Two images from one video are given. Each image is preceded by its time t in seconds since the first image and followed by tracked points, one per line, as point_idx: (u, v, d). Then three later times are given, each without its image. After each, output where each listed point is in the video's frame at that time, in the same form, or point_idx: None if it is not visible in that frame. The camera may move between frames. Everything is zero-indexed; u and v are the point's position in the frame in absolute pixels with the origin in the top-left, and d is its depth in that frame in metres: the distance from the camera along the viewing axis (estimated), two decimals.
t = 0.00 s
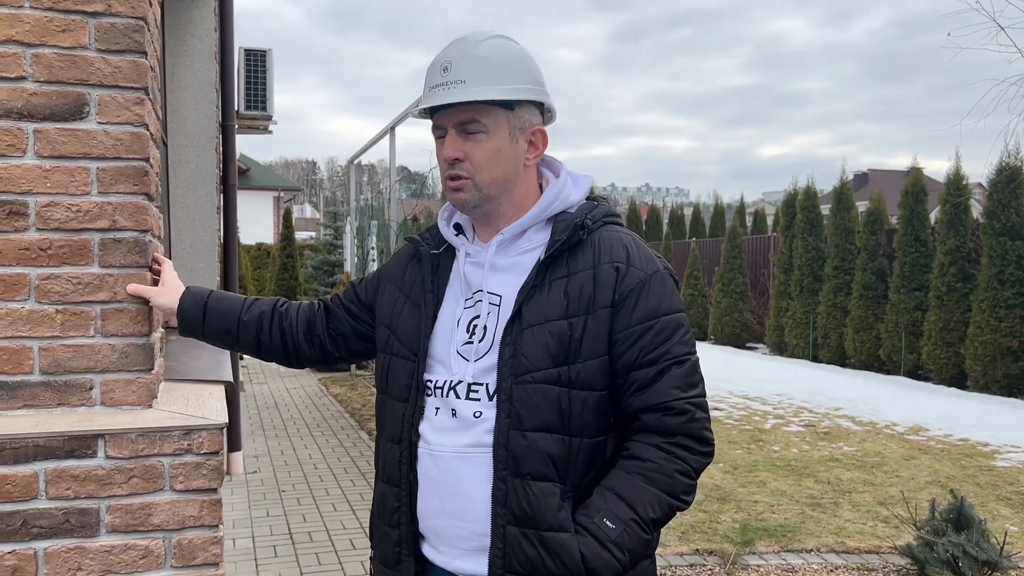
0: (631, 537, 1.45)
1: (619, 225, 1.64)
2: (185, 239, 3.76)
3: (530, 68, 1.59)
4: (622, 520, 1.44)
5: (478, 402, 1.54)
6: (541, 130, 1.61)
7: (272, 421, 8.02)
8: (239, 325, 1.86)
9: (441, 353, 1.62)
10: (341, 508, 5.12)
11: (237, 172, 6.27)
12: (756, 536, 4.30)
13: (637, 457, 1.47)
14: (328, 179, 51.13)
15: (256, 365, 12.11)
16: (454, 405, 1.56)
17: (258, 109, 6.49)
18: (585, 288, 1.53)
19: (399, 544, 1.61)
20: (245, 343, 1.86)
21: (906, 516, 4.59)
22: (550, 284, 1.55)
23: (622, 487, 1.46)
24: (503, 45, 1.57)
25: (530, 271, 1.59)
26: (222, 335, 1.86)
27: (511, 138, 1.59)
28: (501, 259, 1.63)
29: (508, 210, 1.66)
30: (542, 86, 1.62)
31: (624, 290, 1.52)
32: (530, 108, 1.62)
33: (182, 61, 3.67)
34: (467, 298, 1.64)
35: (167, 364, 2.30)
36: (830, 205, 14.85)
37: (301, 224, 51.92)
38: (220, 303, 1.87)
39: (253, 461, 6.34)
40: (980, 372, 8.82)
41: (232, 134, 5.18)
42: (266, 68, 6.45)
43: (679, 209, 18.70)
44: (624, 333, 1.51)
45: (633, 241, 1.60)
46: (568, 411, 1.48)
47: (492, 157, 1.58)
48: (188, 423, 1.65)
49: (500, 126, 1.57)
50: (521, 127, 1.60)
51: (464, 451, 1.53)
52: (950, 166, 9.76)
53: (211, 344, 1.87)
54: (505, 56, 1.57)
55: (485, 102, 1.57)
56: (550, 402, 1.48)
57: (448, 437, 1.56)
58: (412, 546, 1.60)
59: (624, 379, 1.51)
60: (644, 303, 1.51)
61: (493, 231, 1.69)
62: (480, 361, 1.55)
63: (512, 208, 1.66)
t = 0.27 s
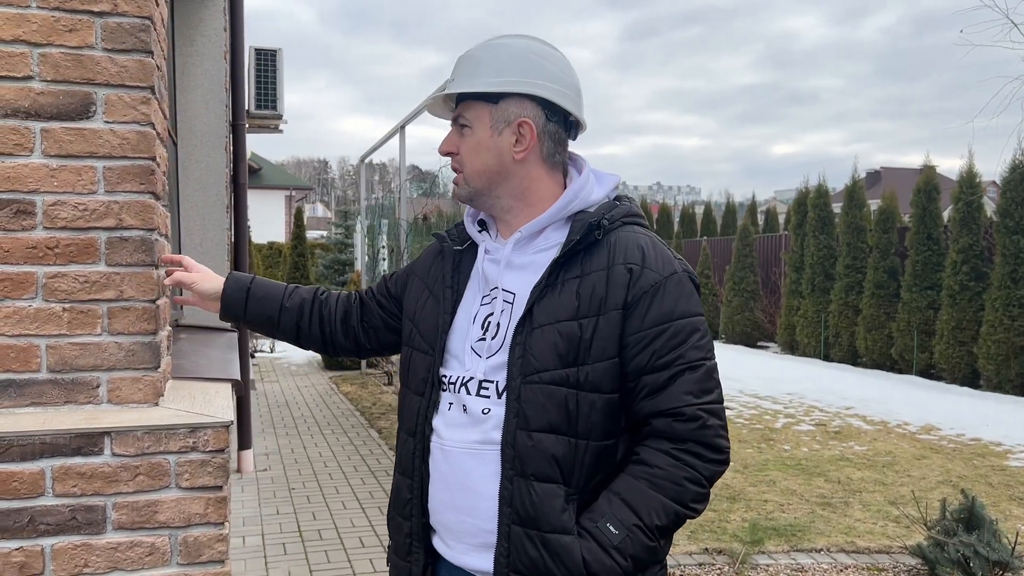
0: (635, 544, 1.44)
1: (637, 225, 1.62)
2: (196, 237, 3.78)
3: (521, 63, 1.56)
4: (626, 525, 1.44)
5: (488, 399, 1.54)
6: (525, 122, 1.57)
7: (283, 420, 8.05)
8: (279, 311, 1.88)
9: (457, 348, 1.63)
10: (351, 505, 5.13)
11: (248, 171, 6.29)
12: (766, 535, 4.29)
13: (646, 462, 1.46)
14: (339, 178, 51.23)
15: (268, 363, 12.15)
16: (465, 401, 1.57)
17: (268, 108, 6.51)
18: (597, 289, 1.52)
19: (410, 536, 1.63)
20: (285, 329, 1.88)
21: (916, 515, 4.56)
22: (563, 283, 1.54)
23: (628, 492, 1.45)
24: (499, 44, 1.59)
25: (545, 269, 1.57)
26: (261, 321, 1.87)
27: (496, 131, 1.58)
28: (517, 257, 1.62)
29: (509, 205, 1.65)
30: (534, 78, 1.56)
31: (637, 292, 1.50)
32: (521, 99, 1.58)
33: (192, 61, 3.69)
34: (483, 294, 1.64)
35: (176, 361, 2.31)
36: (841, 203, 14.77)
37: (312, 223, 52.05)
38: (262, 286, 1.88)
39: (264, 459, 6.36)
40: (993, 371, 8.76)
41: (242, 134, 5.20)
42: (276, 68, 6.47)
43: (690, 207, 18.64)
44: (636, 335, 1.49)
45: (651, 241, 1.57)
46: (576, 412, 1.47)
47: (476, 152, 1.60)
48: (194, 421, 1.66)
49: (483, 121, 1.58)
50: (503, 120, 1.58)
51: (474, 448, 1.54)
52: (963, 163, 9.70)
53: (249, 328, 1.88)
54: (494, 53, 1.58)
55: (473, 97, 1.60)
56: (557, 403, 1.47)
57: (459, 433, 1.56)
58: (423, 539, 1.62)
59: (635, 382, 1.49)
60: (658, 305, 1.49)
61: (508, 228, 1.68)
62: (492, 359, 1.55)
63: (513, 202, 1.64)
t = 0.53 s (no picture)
0: (635, 546, 1.39)
1: (651, 222, 1.57)
2: (199, 237, 3.79)
3: (539, 57, 1.56)
4: (626, 526, 1.40)
5: (495, 400, 1.55)
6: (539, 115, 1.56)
7: (288, 418, 8.06)
8: (342, 355, 1.93)
9: (470, 349, 1.65)
10: (354, 504, 5.14)
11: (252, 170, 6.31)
12: (769, 535, 4.28)
13: (650, 465, 1.41)
14: (344, 177, 51.26)
15: (273, 362, 12.16)
16: (473, 401, 1.59)
17: (272, 108, 6.52)
18: (604, 288, 1.49)
19: (429, 537, 1.67)
20: (349, 372, 1.93)
21: (920, 515, 4.55)
22: (570, 283, 1.52)
23: (630, 493, 1.41)
24: (518, 39, 1.60)
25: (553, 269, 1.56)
26: (326, 366, 1.92)
27: (512, 124, 1.58)
28: (528, 257, 1.61)
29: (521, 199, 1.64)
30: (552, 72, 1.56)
31: (643, 291, 1.46)
32: (539, 93, 1.57)
33: (195, 60, 3.69)
34: (496, 294, 1.65)
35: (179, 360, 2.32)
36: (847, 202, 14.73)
37: (318, 221, 52.10)
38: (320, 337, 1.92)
39: (268, 457, 6.37)
40: (999, 370, 8.73)
41: (247, 133, 5.21)
42: (280, 67, 6.48)
43: (696, 206, 18.60)
44: (642, 335, 1.44)
45: (661, 240, 1.52)
46: (579, 412, 1.45)
47: (491, 144, 1.60)
48: (193, 420, 1.66)
49: (499, 113, 1.58)
50: (520, 113, 1.58)
51: (480, 448, 1.56)
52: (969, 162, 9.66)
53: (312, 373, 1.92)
54: (514, 47, 1.58)
55: (490, 90, 1.60)
56: (560, 404, 1.46)
57: (469, 434, 1.58)
58: (440, 540, 1.65)
59: (641, 383, 1.45)
60: (665, 304, 1.44)
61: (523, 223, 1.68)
62: (499, 360, 1.56)
63: (528, 197, 1.64)
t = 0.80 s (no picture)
0: (654, 547, 1.28)
1: (672, 220, 1.45)
2: (197, 234, 3.78)
3: (563, 49, 1.47)
4: (644, 525, 1.28)
5: (512, 398, 1.47)
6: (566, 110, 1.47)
7: (287, 417, 8.07)
8: (427, 448, 1.78)
9: (484, 346, 1.57)
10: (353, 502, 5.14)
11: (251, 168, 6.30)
12: (767, 534, 4.28)
13: (669, 465, 1.29)
14: (345, 176, 51.32)
15: (273, 361, 12.19)
16: (489, 400, 1.50)
17: (272, 106, 6.52)
18: (626, 285, 1.37)
19: (444, 542, 1.59)
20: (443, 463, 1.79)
21: (919, 514, 4.54)
22: (591, 278, 1.41)
23: (649, 493, 1.29)
24: (541, 30, 1.50)
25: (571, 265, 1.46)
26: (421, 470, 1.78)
27: (534, 118, 1.48)
28: (546, 253, 1.52)
29: (539, 196, 1.54)
30: (577, 66, 1.47)
31: (665, 289, 1.34)
32: (563, 87, 1.48)
33: (193, 58, 3.69)
34: (511, 290, 1.57)
35: (175, 358, 2.31)
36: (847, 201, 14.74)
37: (319, 221, 52.19)
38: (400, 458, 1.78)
39: (268, 456, 6.37)
40: (998, 369, 8.73)
41: (245, 132, 5.20)
42: (279, 66, 6.48)
43: (697, 205, 18.62)
44: (663, 334, 1.33)
45: (684, 237, 1.40)
46: (599, 412, 1.35)
47: (511, 138, 1.50)
48: (186, 416, 1.66)
49: (521, 106, 1.49)
50: (543, 108, 1.48)
51: (498, 448, 1.48)
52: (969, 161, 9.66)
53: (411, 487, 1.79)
54: (536, 38, 1.49)
55: (511, 82, 1.51)
56: (579, 402, 1.35)
57: (486, 434, 1.51)
58: (457, 543, 1.57)
59: (661, 382, 1.33)
60: (688, 301, 1.32)
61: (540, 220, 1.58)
62: (516, 356, 1.48)
63: (547, 195, 1.54)
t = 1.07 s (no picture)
0: (695, 549, 1.27)
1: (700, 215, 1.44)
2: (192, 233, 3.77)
3: (587, 39, 1.43)
4: (685, 528, 1.27)
5: (542, 397, 1.43)
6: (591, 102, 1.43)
7: (284, 417, 8.06)
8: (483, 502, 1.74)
9: (508, 345, 1.54)
10: (348, 502, 5.13)
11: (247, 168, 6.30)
12: (762, 533, 4.28)
13: (705, 465, 1.29)
14: (342, 175, 51.31)
15: (270, 360, 12.18)
16: (517, 399, 1.47)
17: (268, 106, 6.52)
18: (660, 282, 1.35)
19: (466, 546, 1.56)
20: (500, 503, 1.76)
21: (913, 513, 4.55)
22: (623, 275, 1.38)
23: (688, 494, 1.28)
24: (562, 18, 1.46)
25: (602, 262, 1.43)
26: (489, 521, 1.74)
27: (559, 110, 1.44)
28: (571, 248, 1.48)
29: (562, 190, 1.50)
30: (601, 55, 1.43)
31: (701, 286, 1.32)
32: (588, 78, 1.44)
33: (188, 57, 3.69)
34: (534, 288, 1.54)
35: (168, 357, 2.30)
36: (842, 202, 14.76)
37: (315, 220, 52.15)
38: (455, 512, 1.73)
39: (264, 455, 6.37)
40: (994, 369, 8.74)
41: (241, 132, 5.18)
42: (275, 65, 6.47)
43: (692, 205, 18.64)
44: (699, 332, 1.31)
45: (715, 234, 1.39)
46: (636, 412, 1.32)
47: (536, 130, 1.46)
48: (178, 415, 1.67)
49: (546, 97, 1.45)
50: (567, 99, 1.44)
51: (526, 449, 1.44)
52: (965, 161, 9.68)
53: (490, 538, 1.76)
54: (559, 26, 1.45)
55: (533, 72, 1.46)
56: (616, 401, 1.32)
57: (515, 435, 1.47)
58: (480, 547, 1.55)
59: (696, 382, 1.32)
60: (724, 299, 1.31)
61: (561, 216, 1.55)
62: (545, 354, 1.44)
63: (571, 189, 1.50)
